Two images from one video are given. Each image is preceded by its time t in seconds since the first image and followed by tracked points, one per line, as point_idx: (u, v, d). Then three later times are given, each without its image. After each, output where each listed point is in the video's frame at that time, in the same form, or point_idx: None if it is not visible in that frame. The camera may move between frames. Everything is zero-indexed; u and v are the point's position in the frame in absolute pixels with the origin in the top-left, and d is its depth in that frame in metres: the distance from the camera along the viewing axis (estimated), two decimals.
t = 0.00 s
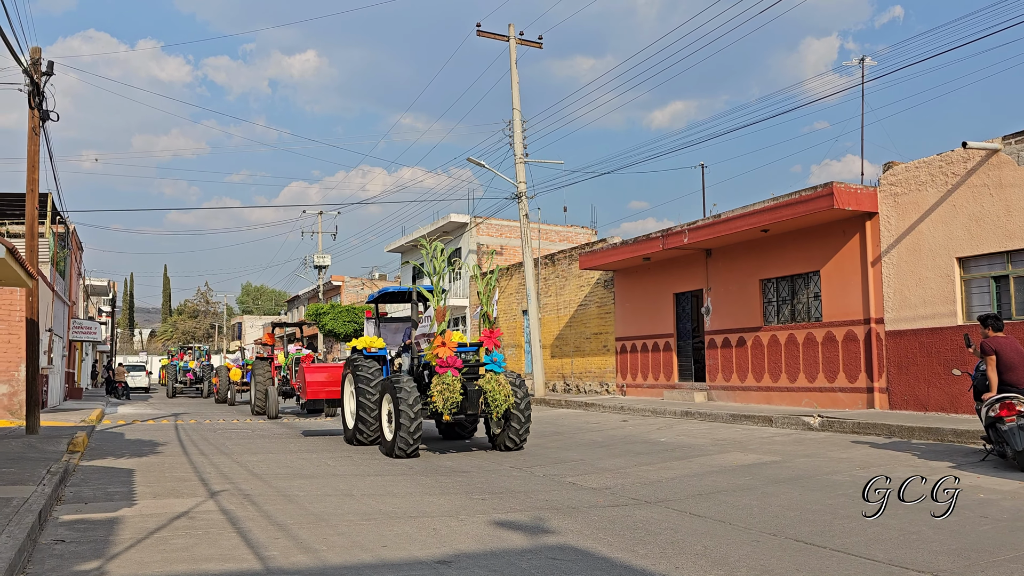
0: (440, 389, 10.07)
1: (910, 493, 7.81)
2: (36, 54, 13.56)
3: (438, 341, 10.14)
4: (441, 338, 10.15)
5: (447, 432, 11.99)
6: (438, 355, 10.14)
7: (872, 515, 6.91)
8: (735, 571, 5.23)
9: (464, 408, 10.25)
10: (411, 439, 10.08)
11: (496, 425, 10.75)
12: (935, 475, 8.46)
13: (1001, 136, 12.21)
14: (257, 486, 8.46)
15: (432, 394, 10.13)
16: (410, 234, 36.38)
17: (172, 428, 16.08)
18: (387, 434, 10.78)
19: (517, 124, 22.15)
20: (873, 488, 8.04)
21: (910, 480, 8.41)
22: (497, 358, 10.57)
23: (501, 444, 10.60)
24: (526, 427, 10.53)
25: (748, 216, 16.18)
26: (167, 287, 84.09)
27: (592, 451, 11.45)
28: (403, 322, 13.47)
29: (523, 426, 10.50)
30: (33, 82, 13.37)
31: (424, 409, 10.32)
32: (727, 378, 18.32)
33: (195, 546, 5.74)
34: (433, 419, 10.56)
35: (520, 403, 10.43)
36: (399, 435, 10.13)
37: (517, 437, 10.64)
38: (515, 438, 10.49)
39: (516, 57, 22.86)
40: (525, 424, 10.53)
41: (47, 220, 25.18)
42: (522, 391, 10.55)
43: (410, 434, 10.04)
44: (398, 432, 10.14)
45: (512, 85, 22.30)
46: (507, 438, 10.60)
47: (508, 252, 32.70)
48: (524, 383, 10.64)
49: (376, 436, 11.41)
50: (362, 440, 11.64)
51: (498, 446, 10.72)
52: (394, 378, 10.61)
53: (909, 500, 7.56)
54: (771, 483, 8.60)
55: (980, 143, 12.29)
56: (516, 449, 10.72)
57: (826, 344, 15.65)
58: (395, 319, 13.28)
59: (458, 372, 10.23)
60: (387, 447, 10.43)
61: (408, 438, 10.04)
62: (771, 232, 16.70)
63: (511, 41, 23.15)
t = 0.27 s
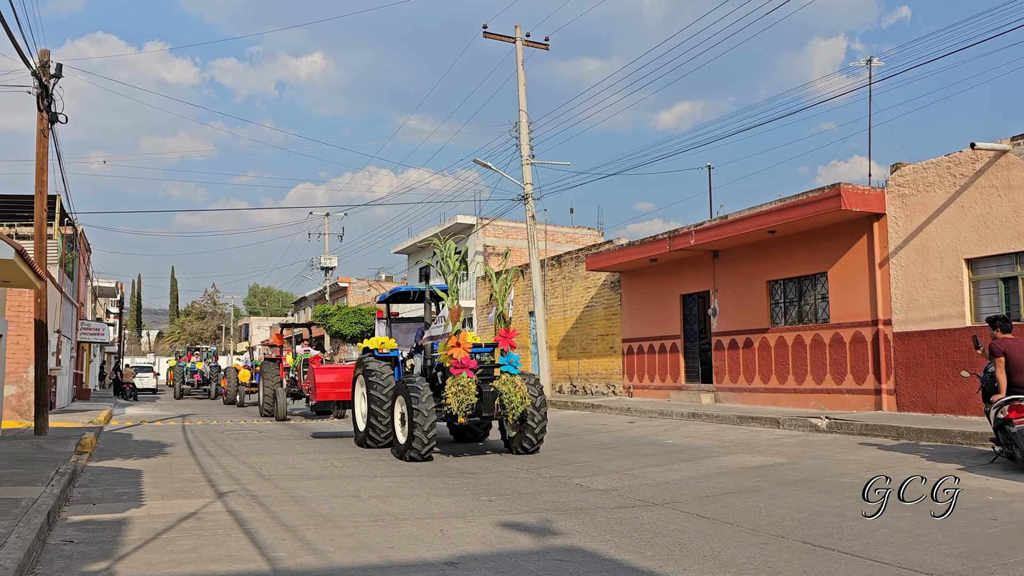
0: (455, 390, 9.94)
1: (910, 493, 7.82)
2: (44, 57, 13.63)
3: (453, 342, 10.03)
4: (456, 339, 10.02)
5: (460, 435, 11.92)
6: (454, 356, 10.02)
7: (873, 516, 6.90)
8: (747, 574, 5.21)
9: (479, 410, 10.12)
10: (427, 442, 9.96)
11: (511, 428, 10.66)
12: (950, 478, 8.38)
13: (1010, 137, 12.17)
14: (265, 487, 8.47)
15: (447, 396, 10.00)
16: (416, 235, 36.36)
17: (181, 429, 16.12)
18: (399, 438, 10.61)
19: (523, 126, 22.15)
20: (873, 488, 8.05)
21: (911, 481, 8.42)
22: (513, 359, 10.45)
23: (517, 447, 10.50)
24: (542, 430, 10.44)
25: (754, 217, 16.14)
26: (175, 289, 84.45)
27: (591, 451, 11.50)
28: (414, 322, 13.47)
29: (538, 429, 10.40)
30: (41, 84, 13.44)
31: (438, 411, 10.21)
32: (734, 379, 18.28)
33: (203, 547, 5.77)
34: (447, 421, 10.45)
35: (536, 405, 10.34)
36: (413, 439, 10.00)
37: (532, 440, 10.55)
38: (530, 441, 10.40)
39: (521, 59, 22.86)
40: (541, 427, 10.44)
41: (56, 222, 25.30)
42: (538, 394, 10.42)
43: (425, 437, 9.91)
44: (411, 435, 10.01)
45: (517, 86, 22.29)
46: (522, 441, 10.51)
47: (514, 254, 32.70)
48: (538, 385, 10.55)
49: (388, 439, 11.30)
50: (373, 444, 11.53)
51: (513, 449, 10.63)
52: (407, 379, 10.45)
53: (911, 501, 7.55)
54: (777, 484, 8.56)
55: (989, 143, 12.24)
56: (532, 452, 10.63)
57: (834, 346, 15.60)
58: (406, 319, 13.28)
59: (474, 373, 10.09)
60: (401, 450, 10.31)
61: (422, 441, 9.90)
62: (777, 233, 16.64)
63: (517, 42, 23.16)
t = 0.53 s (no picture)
0: (467, 391, 9.84)
1: (910, 493, 7.80)
2: (51, 57, 13.68)
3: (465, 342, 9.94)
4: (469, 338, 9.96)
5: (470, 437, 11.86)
6: (466, 356, 9.93)
7: (873, 517, 6.91)
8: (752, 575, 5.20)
9: (492, 412, 10.00)
10: (439, 443, 9.83)
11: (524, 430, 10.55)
12: (957, 481, 8.36)
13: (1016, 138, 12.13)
14: (270, 487, 8.47)
15: (459, 397, 9.90)
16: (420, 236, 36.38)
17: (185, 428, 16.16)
18: (410, 439, 10.50)
19: (528, 126, 22.16)
20: (873, 488, 8.05)
21: (911, 481, 8.40)
22: (527, 359, 10.36)
23: (529, 449, 10.37)
24: (555, 432, 10.31)
25: (759, 218, 16.13)
26: (180, 289, 84.68)
27: (595, 452, 11.50)
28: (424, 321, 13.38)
29: (552, 431, 10.29)
30: (48, 84, 13.49)
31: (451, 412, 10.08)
32: (738, 380, 18.25)
33: (209, 546, 5.79)
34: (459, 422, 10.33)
35: (551, 407, 10.22)
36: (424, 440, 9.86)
37: (545, 442, 10.43)
38: (543, 444, 10.28)
39: (526, 59, 22.85)
40: (555, 429, 10.31)
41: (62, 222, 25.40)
42: (552, 394, 10.30)
43: (437, 438, 9.78)
44: (423, 437, 9.87)
45: (522, 86, 22.30)
46: (535, 444, 10.40)
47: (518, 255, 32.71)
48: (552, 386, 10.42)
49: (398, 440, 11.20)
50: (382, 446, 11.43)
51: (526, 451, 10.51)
52: (418, 380, 10.33)
53: (911, 501, 7.55)
54: (782, 485, 8.56)
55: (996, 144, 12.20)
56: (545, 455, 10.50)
57: (839, 347, 15.57)
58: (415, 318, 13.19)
59: (486, 374, 10.00)
60: (412, 452, 10.18)
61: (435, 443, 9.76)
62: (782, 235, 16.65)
63: (522, 42, 23.16)
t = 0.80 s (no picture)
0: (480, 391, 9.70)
1: (910, 493, 7.78)
2: (56, 56, 13.70)
3: (478, 340, 9.79)
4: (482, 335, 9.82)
5: (481, 437, 11.79)
6: (478, 355, 9.78)
7: (874, 517, 6.90)
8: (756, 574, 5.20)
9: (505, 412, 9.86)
10: (451, 443, 9.68)
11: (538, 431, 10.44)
12: (962, 481, 8.34)
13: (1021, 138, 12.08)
14: (274, 485, 8.47)
15: (471, 396, 9.75)
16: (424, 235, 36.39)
17: (190, 427, 16.21)
18: (421, 439, 10.33)
19: (532, 125, 22.16)
20: (873, 488, 8.03)
21: (910, 480, 8.37)
22: (540, 358, 10.24)
23: (543, 450, 10.27)
24: (569, 433, 10.20)
25: (763, 217, 16.10)
26: (184, 287, 84.86)
27: (599, 451, 11.51)
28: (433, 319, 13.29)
29: (566, 432, 10.18)
30: (53, 83, 13.52)
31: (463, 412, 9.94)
32: (742, 380, 18.23)
33: (213, 545, 5.80)
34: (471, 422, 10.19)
35: (564, 407, 10.10)
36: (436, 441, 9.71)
37: (558, 443, 10.31)
38: (557, 445, 10.17)
39: (531, 58, 22.84)
40: (569, 430, 10.19)
41: (67, 220, 25.46)
42: (566, 394, 10.18)
43: (448, 438, 9.63)
44: (434, 437, 9.72)
45: (527, 85, 22.29)
46: (548, 444, 10.27)
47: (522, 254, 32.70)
48: (566, 386, 10.31)
49: (407, 441, 11.07)
50: (392, 446, 11.30)
51: (539, 452, 10.40)
52: (429, 378, 10.17)
53: (909, 500, 7.54)
54: (787, 485, 8.55)
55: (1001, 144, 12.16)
56: (558, 456, 10.38)
57: (843, 346, 15.54)
58: (425, 316, 13.14)
59: (499, 373, 9.86)
60: (422, 452, 10.04)
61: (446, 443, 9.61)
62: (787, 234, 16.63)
63: (526, 41, 23.15)
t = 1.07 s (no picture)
0: (492, 391, 9.53)
1: (910, 493, 7.74)
2: (59, 56, 13.72)
3: (489, 339, 9.61)
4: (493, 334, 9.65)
5: (490, 437, 11.70)
6: (489, 354, 9.60)
7: (873, 517, 6.86)
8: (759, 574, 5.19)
9: (517, 413, 9.72)
10: (462, 444, 9.49)
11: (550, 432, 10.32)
12: (966, 481, 8.31)
13: None
14: (277, 485, 8.47)
15: (483, 397, 9.59)
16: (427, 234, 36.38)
17: (193, 426, 16.25)
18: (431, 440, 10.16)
19: (535, 124, 22.15)
20: (873, 488, 7.99)
21: (910, 481, 8.34)
22: (553, 357, 10.07)
23: (555, 451, 10.16)
24: (582, 435, 10.10)
25: (766, 216, 16.07)
26: (187, 287, 84.98)
27: (602, 451, 11.50)
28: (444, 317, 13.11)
29: (579, 433, 10.07)
30: (56, 83, 13.53)
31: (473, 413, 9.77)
32: (745, 380, 18.21)
33: (216, 544, 5.80)
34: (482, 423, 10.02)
35: (577, 407, 9.99)
36: (445, 443, 9.53)
37: (571, 444, 10.21)
38: (570, 446, 10.06)
39: (534, 57, 22.81)
40: (582, 432, 10.09)
41: (71, 220, 25.50)
42: (579, 395, 10.09)
43: (459, 440, 9.46)
44: (444, 439, 9.54)
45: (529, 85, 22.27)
46: (561, 446, 10.18)
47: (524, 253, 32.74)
48: (579, 386, 10.20)
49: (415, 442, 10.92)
50: (399, 447, 11.16)
51: (550, 454, 10.30)
52: (439, 378, 9.99)
53: (910, 500, 7.50)
54: (790, 485, 8.54)
55: (1005, 143, 12.13)
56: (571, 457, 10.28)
57: (846, 346, 15.52)
58: (434, 314, 13.01)
59: (511, 373, 9.69)
60: (432, 454, 9.88)
61: (457, 445, 9.43)
62: (790, 233, 16.61)
63: (529, 41, 23.14)
